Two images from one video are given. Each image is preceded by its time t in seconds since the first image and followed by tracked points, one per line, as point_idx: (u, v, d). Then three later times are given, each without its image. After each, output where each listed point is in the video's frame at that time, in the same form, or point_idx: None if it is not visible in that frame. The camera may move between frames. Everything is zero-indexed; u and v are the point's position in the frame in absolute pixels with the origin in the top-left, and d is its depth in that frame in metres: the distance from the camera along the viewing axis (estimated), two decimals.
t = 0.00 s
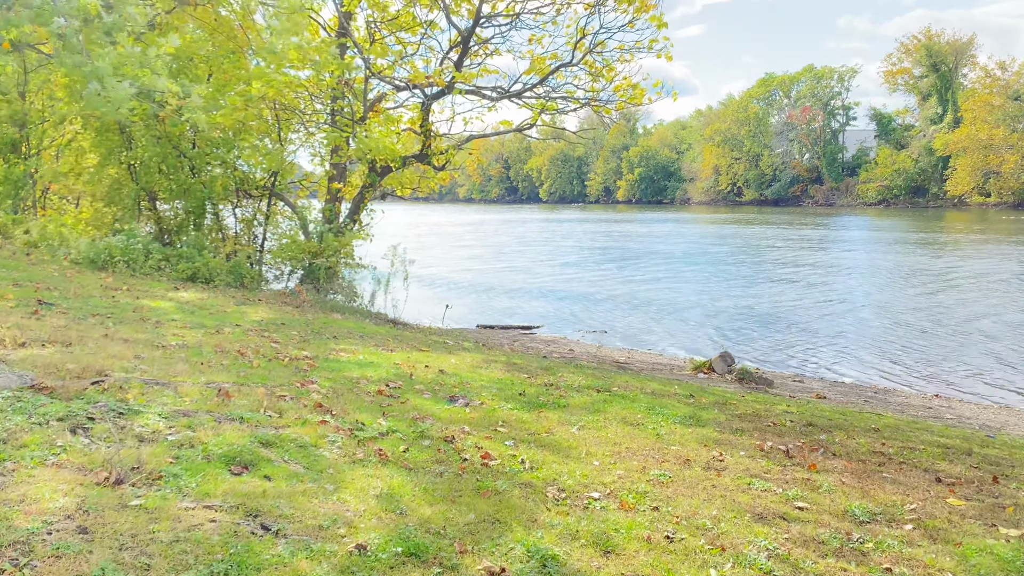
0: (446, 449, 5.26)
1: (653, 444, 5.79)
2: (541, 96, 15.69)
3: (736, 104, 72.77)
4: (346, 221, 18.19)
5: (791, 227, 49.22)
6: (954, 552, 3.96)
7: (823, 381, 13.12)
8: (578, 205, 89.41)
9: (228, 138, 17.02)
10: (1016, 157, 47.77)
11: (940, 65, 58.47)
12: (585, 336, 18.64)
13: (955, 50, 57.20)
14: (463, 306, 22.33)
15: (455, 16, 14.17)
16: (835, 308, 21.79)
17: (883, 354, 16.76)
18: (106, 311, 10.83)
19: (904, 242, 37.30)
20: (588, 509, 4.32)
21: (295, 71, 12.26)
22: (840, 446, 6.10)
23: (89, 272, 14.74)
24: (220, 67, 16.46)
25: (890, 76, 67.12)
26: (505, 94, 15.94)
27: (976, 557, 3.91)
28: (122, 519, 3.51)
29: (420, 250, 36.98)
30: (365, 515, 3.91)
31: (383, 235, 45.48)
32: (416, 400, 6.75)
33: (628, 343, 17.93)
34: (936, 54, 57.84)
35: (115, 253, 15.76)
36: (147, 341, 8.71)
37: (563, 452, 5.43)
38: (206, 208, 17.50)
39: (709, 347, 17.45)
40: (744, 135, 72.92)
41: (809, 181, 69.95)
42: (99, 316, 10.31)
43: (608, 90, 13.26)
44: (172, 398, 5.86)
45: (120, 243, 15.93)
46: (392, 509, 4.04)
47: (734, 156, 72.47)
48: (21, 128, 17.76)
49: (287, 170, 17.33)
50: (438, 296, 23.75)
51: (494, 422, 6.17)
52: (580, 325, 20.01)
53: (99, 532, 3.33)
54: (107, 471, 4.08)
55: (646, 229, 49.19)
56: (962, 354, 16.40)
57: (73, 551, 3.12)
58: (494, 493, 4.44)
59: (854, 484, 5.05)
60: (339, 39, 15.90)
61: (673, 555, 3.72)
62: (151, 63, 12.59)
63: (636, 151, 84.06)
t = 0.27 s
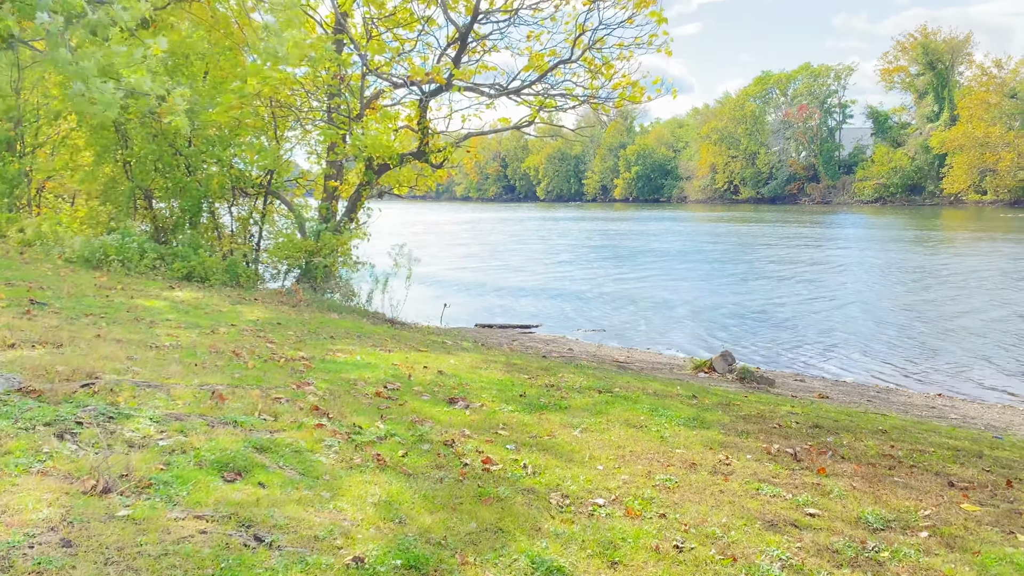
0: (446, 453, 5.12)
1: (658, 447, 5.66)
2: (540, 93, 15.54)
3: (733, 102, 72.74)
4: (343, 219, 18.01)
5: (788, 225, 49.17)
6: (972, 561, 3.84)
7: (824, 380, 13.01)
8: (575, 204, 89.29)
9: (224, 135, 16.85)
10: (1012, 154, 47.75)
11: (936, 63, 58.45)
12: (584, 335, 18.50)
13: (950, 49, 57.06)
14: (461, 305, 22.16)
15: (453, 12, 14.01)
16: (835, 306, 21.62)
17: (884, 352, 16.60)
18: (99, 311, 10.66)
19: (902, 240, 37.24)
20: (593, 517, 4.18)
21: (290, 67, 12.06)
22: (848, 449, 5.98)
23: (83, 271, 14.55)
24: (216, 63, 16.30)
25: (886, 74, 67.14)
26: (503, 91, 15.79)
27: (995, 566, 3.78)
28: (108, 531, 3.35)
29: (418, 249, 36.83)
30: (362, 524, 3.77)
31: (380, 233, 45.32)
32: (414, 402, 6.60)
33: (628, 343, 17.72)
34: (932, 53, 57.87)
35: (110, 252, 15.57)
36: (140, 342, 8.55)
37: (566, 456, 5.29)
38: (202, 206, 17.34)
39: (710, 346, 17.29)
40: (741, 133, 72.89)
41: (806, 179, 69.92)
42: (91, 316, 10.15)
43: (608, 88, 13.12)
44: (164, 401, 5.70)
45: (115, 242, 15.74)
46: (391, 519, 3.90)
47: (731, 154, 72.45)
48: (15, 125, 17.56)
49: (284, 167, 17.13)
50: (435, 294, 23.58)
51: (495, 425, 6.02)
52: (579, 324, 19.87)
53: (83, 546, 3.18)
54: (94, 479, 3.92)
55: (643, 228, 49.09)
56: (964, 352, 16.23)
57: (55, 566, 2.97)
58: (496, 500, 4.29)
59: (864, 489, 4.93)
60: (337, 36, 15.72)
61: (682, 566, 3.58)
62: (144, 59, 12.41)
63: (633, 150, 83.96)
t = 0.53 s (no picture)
0: (439, 464, 4.97)
1: (657, 456, 5.52)
2: (534, 92, 15.38)
3: (727, 101, 72.74)
4: (336, 219, 17.81)
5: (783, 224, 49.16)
6: None
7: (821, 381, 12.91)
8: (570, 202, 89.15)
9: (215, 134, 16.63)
10: (1004, 153, 47.78)
11: (930, 62, 58.52)
12: (579, 335, 18.36)
13: (944, 47, 57.24)
14: (455, 305, 21.99)
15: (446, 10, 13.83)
16: (831, 305, 21.49)
17: (881, 352, 16.46)
18: (85, 314, 10.46)
19: (896, 238, 37.27)
20: (591, 532, 4.05)
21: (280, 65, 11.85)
22: (850, 457, 5.87)
23: (71, 272, 14.31)
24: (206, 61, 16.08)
25: (880, 73, 67.26)
26: (497, 90, 15.64)
27: None
28: (83, 553, 3.19)
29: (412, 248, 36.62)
30: (351, 543, 3.62)
31: (374, 232, 45.09)
32: (407, 409, 6.45)
33: (624, 343, 17.55)
34: (926, 52, 57.95)
35: (98, 253, 15.32)
36: (126, 346, 8.36)
37: (562, 466, 5.15)
38: (194, 206, 17.14)
39: (706, 346, 17.15)
40: (735, 131, 72.90)
41: (800, 178, 70.00)
42: (78, 318, 9.94)
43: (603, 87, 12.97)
44: (149, 410, 5.53)
45: (104, 242, 15.49)
46: (381, 537, 3.74)
47: (725, 152, 72.48)
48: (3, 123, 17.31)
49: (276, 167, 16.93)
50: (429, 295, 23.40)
51: (489, 434, 5.87)
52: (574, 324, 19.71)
53: (55, 570, 3.01)
54: (70, 496, 3.75)
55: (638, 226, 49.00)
56: (961, 352, 16.09)
57: None
58: (490, 515, 4.15)
59: (869, 501, 4.81)
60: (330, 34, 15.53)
61: None
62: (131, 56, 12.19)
63: (628, 148, 83.88)
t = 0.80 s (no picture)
0: (423, 471, 4.87)
1: (646, 461, 5.44)
2: (525, 91, 15.29)
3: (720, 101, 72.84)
4: (327, 219, 17.68)
5: (776, 224, 49.22)
6: None
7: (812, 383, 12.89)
8: (563, 203, 89.12)
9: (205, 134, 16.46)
10: (995, 154, 47.89)
11: (921, 63, 58.70)
12: (572, 336, 18.26)
13: (935, 48, 57.50)
14: (447, 305, 21.85)
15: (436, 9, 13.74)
16: (823, 306, 21.42)
17: (873, 352, 16.39)
18: (69, 315, 10.30)
19: (888, 238, 37.34)
20: (576, 541, 3.96)
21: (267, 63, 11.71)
22: (840, 462, 5.81)
23: (57, 274, 14.12)
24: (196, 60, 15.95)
25: (871, 74, 67.44)
26: (488, 90, 15.56)
27: None
28: (46, 568, 3.07)
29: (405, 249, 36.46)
30: (328, 554, 3.53)
31: (367, 233, 44.91)
32: (393, 413, 6.34)
33: (616, 344, 17.44)
34: (917, 53, 58.15)
35: (86, 254, 15.12)
36: (110, 349, 8.22)
37: (549, 472, 5.05)
38: (184, 206, 16.99)
39: (698, 347, 17.06)
40: (728, 132, 73.01)
41: (793, 178, 70.15)
42: (61, 321, 9.79)
43: (594, 87, 12.88)
44: (127, 415, 5.40)
45: (91, 243, 15.28)
46: (359, 548, 3.64)
47: (718, 153, 72.62)
48: None
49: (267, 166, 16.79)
50: (421, 295, 23.25)
51: (475, 438, 5.78)
52: (567, 325, 19.61)
53: None
54: (39, 506, 3.63)
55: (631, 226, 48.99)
56: (953, 352, 16.05)
57: None
58: (473, 524, 4.05)
59: (858, 508, 4.74)
60: (319, 33, 15.39)
61: None
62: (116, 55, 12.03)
63: (621, 148, 83.90)
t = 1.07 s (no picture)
0: (399, 478, 4.73)
1: (629, 467, 5.32)
2: (515, 91, 15.18)
3: (713, 102, 72.93)
4: (314, 220, 17.52)
5: (768, 224, 49.28)
6: None
7: (803, 385, 12.81)
8: (556, 203, 88.98)
9: (191, 133, 16.25)
10: (987, 155, 48.25)
11: (913, 63, 58.96)
12: (562, 337, 18.14)
13: (928, 49, 57.85)
14: (437, 306, 21.70)
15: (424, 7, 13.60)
16: (814, 307, 21.38)
17: (864, 354, 16.32)
18: (47, 317, 10.06)
19: (878, 239, 37.44)
20: (553, 552, 3.83)
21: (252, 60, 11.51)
22: (828, 467, 5.71)
23: (39, 275, 13.86)
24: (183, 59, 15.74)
25: (864, 75, 67.70)
26: (477, 89, 15.45)
27: None
28: None
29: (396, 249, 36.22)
30: (294, 568, 3.38)
31: (357, 233, 44.60)
32: (372, 419, 6.20)
33: (606, 346, 17.30)
34: (909, 53, 58.41)
35: (69, 254, 14.86)
36: (85, 351, 8.01)
37: (529, 478, 4.93)
38: (170, 207, 16.78)
39: (689, 348, 16.96)
40: (720, 133, 73.11)
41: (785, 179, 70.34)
42: (38, 322, 9.55)
43: (584, 87, 12.78)
44: (96, 421, 5.22)
45: (74, 243, 15.03)
46: (327, 560, 3.50)
47: (711, 154, 72.77)
48: None
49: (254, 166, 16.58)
50: (411, 296, 23.07)
51: (455, 444, 5.65)
52: (557, 326, 19.49)
53: None
54: None
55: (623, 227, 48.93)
56: (943, 354, 16.04)
57: None
58: (447, 535, 3.92)
59: (846, 514, 4.64)
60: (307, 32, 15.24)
61: None
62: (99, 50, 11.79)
63: (614, 149, 83.87)
